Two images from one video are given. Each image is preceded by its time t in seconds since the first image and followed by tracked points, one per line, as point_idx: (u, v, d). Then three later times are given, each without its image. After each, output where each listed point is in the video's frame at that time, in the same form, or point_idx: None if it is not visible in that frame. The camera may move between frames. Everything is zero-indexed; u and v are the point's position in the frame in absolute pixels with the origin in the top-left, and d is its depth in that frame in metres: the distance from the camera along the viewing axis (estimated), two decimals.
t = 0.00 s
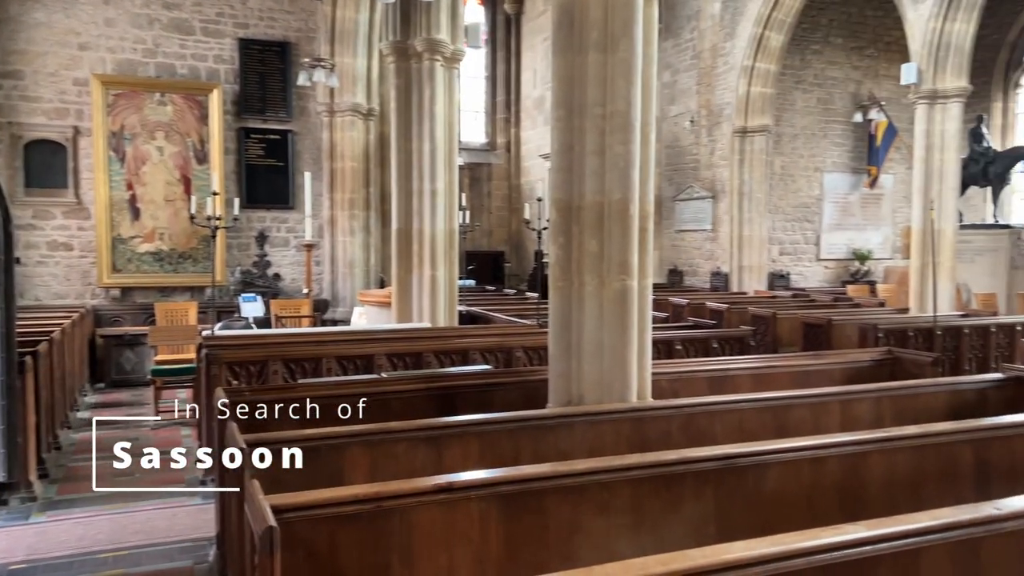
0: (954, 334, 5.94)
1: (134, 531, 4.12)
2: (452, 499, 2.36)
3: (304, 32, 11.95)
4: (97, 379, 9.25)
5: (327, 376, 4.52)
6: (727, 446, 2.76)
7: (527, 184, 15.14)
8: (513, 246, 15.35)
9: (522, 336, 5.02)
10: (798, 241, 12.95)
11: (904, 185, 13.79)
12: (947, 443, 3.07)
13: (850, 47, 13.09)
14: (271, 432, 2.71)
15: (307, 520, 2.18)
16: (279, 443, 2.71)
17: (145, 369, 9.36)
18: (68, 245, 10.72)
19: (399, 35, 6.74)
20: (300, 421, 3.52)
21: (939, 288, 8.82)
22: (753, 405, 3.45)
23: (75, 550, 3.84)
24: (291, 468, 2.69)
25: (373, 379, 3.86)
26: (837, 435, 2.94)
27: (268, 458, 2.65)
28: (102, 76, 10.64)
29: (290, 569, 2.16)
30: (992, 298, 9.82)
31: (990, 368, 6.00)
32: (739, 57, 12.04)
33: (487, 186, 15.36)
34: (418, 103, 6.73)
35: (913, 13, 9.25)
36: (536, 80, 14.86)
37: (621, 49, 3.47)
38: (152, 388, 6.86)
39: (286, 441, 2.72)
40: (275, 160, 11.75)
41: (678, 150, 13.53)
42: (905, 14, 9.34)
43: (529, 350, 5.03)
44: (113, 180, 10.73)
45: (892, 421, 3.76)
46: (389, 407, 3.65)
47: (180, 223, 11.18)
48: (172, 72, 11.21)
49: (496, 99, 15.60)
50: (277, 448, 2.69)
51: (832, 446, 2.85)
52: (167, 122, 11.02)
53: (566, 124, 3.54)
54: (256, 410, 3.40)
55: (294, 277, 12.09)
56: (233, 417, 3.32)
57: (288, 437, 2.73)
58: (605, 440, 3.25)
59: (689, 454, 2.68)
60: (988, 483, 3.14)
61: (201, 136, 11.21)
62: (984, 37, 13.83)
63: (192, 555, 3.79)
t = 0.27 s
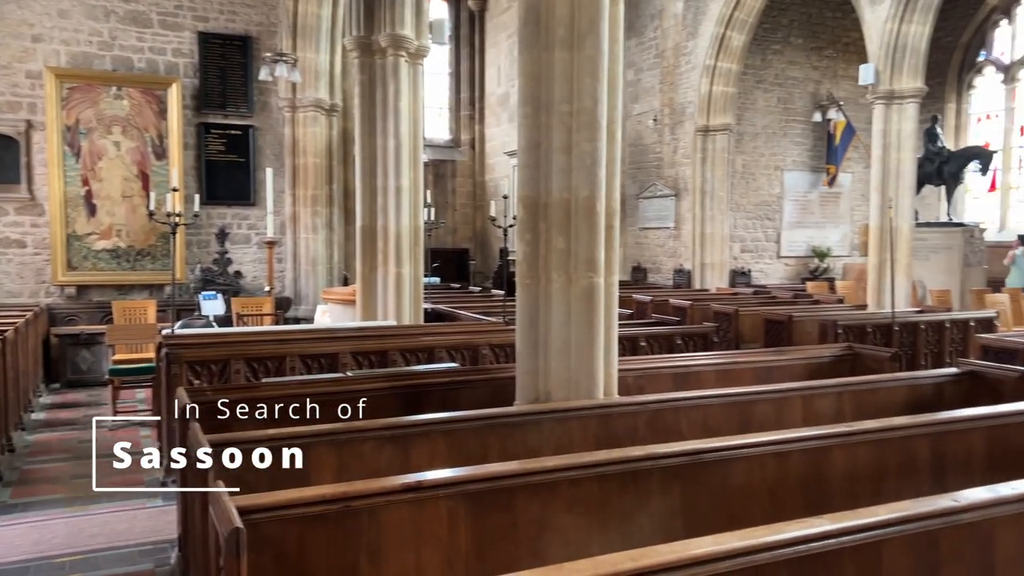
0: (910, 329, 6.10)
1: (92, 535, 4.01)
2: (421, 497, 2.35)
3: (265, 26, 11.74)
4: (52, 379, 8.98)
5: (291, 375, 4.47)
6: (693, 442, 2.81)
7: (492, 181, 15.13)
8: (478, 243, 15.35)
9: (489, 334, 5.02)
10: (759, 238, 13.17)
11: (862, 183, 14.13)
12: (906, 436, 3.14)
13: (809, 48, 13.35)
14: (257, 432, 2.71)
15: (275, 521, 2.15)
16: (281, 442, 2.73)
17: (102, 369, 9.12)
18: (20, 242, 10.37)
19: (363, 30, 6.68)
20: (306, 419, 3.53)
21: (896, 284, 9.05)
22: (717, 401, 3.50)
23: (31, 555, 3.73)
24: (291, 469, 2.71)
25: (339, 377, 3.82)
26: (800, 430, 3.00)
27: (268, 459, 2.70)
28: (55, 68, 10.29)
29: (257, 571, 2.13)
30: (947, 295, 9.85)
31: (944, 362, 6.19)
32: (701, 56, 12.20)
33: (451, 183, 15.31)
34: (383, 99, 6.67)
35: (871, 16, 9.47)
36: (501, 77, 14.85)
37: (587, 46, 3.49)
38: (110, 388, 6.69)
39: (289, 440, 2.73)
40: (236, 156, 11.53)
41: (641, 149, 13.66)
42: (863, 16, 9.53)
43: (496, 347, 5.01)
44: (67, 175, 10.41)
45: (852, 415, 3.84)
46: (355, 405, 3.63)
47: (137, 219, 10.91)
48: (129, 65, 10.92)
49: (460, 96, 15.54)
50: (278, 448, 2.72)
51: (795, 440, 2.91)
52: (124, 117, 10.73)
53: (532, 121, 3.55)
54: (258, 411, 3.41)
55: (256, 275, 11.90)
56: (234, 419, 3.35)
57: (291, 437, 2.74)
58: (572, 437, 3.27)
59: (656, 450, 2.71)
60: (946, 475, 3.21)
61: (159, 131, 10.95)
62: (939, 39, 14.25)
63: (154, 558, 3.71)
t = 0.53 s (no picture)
0: (870, 326, 6.23)
1: (47, 537, 3.89)
2: (386, 494, 2.33)
3: (226, 20, 11.53)
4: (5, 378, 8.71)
5: (253, 373, 4.42)
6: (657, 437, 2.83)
7: (458, 178, 15.09)
8: (444, 240, 15.30)
9: (454, 330, 5.00)
10: (723, 236, 13.35)
11: (823, 182, 14.40)
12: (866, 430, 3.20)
13: (772, 48, 13.55)
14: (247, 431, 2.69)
15: (236, 519, 2.13)
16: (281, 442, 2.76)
17: (58, 368, 8.87)
18: None
19: (327, 24, 6.60)
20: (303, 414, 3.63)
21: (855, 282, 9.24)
22: (681, 397, 3.54)
23: None
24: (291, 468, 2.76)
25: (302, 374, 3.78)
26: (762, 424, 3.04)
27: (268, 458, 2.73)
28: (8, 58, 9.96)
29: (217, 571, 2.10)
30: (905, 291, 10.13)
31: (901, 358, 6.33)
32: (666, 55, 12.30)
33: (417, 179, 15.25)
34: (348, 93, 6.60)
35: (832, 17, 9.66)
36: (467, 74, 14.81)
37: (553, 43, 3.49)
38: (66, 387, 6.50)
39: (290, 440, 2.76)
40: (197, 150, 11.31)
41: (607, 147, 13.76)
42: (825, 18, 9.71)
43: (461, 344, 5.02)
44: (21, 169, 10.10)
45: (813, 410, 3.91)
46: (319, 403, 3.60)
47: (95, 215, 10.64)
48: (85, 57, 10.63)
49: (425, 92, 15.45)
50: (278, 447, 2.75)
51: (756, 434, 2.95)
52: (81, 110, 10.45)
53: (498, 117, 3.54)
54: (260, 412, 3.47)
55: (217, 271, 11.69)
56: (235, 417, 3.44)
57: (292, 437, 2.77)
58: (538, 433, 3.28)
59: (621, 445, 2.73)
60: (905, 467, 3.27)
61: (118, 125, 10.68)
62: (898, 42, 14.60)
63: (113, 559, 3.61)
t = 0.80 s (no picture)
0: (833, 324, 6.33)
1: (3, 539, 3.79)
2: (350, 492, 2.30)
3: (191, 12, 11.33)
4: None
5: (217, 370, 4.38)
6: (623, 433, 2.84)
7: (427, 176, 15.03)
8: (413, 238, 15.24)
9: (422, 328, 4.98)
10: (690, 235, 13.48)
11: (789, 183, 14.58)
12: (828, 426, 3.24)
13: (739, 49, 13.70)
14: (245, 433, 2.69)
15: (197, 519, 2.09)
16: (281, 442, 2.77)
17: (17, 366, 8.65)
18: None
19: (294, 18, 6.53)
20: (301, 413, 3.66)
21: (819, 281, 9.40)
22: (648, 393, 3.56)
23: None
24: (291, 468, 2.78)
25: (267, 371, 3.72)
26: (727, 420, 3.07)
27: (268, 458, 2.75)
28: None
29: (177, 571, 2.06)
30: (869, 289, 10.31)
31: (864, 355, 6.44)
32: (634, 55, 12.37)
33: (386, 176, 15.16)
34: (315, 88, 6.53)
35: (797, 19, 9.82)
36: (436, 71, 14.76)
37: (521, 40, 3.48)
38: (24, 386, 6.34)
39: (290, 440, 2.78)
40: (161, 145, 11.10)
41: (576, 145, 13.82)
42: (792, 19, 9.84)
43: (429, 342, 5.02)
44: None
45: (777, 406, 3.96)
46: (284, 401, 3.57)
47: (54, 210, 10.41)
48: (45, 49, 10.39)
49: (394, 89, 15.36)
50: (278, 448, 2.76)
51: (721, 430, 2.98)
52: (41, 103, 10.20)
53: (466, 113, 3.52)
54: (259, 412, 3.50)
55: (181, 268, 11.50)
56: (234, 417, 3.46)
57: (292, 437, 2.78)
58: (506, 430, 3.27)
59: (587, 441, 2.74)
60: (867, 462, 3.31)
61: (79, 119, 10.46)
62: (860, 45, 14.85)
63: (71, 561, 3.52)
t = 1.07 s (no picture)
0: (802, 323, 6.40)
1: None
2: (315, 492, 2.27)
3: (159, 6, 11.12)
4: None
5: (183, 370, 4.32)
6: (591, 432, 2.85)
7: (400, 174, 14.97)
8: (385, 237, 15.18)
9: (393, 327, 4.95)
10: (662, 235, 13.56)
11: (759, 184, 14.72)
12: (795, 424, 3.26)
13: (710, 50, 13.81)
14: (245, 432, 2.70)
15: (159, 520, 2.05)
16: (281, 442, 2.80)
17: None
18: None
19: (263, 13, 6.47)
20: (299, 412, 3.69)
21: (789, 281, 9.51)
22: (617, 392, 3.57)
23: None
24: (290, 468, 2.81)
25: (233, 371, 3.68)
26: (695, 419, 3.09)
27: (268, 458, 2.77)
28: None
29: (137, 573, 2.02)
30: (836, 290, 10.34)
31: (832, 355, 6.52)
32: (607, 55, 12.42)
33: (358, 174, 15.06)
34: (285, 84, 6.47)
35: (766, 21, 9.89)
36: (409, 68, 14.70)
37: (492, 38, 3.47)
38: None
39: (289, 440, 2.81)
40: (127, 141, 10.90)
41: (549, 145, 13.86)
42: (761, 20, 9.92)
43: (401, 341, 4.99)
44: None
45: (746, 405, 3.98)
46: (251, 399, 3.52)
47: (17, 206, 10.23)
48: (7, 42, 10.19)
49: (367, 86, 15.25)
50: (278, 448, 2.79)
51: (689, 429, 2.99)
52: (3, 97, 10.04)
53: (436, 111, 3.50)
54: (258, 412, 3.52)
55: (149, 266, 11.33)
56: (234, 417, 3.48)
57: (292, 437, 2.82)
58: (475, 430, 3.26)
59: (555, 441, 2.73)
60: (833, 460, 3.34)
61: (42, 113, 10.27)
62: (831, 47, 15.16)
63: (31, 564, 3.44)
